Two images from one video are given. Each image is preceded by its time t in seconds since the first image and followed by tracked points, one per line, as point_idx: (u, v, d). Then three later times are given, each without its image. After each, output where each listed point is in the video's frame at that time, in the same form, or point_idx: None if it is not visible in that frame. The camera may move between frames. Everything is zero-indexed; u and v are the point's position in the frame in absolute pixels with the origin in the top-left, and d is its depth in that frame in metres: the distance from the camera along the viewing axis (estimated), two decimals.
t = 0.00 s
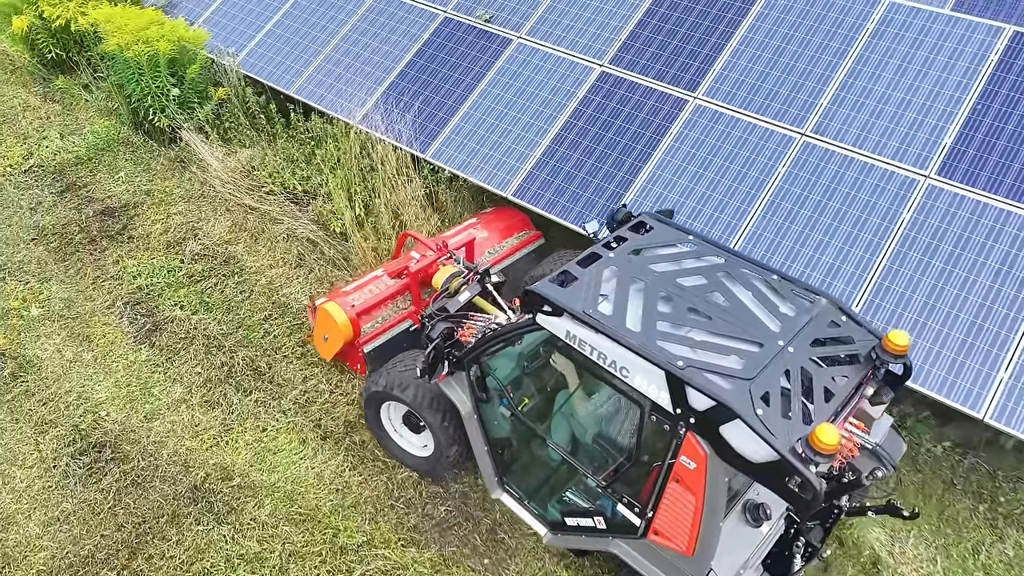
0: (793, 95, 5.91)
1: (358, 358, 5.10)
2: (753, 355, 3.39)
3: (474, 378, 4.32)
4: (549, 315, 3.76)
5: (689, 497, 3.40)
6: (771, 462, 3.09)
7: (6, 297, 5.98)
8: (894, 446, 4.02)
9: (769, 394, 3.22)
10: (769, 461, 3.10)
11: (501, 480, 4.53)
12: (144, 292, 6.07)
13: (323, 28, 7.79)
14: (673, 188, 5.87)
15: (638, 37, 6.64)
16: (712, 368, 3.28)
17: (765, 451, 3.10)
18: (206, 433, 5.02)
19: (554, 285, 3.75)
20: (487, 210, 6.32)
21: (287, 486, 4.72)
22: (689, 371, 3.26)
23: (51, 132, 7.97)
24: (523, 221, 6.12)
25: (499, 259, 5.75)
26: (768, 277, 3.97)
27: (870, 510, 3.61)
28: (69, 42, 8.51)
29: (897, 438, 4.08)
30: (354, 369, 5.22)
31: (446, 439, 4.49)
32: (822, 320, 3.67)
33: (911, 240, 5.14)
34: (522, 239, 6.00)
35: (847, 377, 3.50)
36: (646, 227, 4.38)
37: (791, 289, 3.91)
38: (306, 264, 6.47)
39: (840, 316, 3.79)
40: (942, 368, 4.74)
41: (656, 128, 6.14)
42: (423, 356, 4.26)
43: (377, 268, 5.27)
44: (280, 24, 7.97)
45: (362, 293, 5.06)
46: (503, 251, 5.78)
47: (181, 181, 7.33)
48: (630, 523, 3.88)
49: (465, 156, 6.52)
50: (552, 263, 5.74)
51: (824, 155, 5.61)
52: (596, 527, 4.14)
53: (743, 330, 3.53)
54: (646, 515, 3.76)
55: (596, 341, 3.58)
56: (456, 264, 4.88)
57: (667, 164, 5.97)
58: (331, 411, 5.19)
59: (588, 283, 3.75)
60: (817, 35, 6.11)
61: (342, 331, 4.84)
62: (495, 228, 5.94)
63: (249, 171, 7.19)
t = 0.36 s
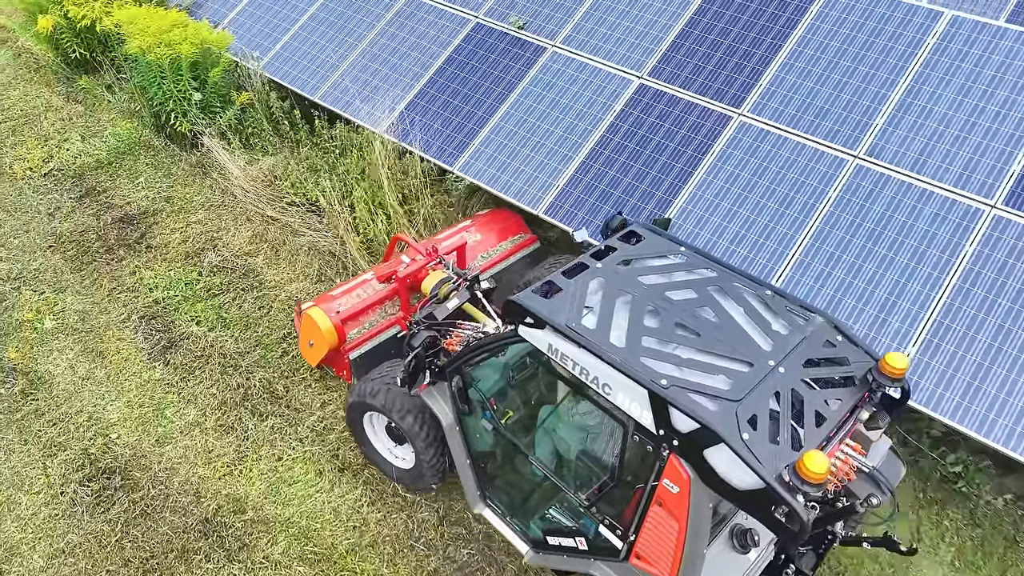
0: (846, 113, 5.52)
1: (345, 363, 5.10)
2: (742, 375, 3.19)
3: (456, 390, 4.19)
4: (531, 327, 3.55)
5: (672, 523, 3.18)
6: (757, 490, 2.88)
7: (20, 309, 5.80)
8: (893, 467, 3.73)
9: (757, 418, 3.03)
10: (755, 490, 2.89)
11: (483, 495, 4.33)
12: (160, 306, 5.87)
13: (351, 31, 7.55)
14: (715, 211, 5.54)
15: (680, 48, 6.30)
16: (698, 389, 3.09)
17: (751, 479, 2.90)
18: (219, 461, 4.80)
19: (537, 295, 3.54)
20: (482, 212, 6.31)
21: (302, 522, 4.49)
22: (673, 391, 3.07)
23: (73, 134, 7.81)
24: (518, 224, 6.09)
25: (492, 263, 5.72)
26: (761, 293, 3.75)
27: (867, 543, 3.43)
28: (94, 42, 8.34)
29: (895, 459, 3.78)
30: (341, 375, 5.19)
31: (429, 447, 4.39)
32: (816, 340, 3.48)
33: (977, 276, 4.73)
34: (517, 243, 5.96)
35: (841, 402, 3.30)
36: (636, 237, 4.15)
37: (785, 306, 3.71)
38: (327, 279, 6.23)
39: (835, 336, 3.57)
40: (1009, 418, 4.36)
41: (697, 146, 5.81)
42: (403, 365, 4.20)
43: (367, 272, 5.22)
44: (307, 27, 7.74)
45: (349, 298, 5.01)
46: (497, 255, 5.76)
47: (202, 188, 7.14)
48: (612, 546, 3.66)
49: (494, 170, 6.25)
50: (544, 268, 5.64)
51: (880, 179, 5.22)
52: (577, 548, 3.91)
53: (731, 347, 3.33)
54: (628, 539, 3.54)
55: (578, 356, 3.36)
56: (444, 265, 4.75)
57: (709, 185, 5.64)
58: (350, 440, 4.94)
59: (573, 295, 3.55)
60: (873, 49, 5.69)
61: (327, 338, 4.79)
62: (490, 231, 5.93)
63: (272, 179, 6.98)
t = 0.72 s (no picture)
0: (906, 137, 5.14)
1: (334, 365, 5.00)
2: (724, 404, 3.05)
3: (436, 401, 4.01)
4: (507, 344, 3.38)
5: (648, 556, 3.11)
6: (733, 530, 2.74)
7: (32, 321, 5.60)
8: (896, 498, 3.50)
9: (737, 451, 2.88)
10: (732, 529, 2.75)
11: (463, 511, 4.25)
12: (175, 322, 5.64)
13: (379, 35, 7.27)
14: (762, 238, 5.19)
15: (726, 61, 5.94)
16: (677, 418, 2.95)
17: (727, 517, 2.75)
18: (231, 493, 4.56)
19: (515, 311, 3.39)
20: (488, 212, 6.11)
21: (316, 564, 4.24)
22: (650, 420, 2.93)
23: (94, 137, 7.63)
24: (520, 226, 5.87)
25: (490, 267, 5.51)
26: (753, 315, 3.58)
27: None
28: (117, 41, 8.15)
29: (897, 487, 3.54)
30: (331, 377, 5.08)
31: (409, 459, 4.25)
32: (807, 367, 3.32)
33: None
34: (519, 245, 5.72)
35: (831, 432, 3.12)
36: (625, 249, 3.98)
37: (774, 328, 3.54)
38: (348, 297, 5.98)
39: (829, 362, 3.41)
40: None
41: (743, 167, 5.46)
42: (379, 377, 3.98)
43: (362, 273, 5.09)
44: (334, 30, 7.48)
45: (341, 300, 4.90)
46: (495, 258, 5.53)
47: (222, 196, 6.91)
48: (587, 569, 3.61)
49: (525, 187, 5.95)
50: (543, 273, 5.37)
51: (945, 210, 4.81)
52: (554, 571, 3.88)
53: (715, 373, 3.18)
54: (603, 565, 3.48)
55: (553, 377, 3.20)
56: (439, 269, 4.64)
57: (756, 210, 5.29)
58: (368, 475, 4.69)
59: (552, 310, 3.38)
60: (937, 67, 5.30)
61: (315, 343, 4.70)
62: (490, 233, 5.71)
63: (294, 189, 6.74)
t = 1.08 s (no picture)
0: (975, 166, 4.75)
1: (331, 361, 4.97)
2: (699, 427, 2.88)
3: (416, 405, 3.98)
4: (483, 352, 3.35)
5: None
6: (697, 559, 2.61)
7: (47, 334, 5.42)
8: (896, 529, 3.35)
9: (708, 476, 2.72)
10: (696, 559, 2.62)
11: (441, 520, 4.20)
12: (193, 339, 5.42)
13: (411, 41, 7.01)
14: (815, 271, 4.83)
15: (777, 78, 5.59)
16: (646, 439, 2.81)
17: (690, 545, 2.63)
18: (243, 529, 4.33)
19: (490, 318, 3.33)
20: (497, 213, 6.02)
21: None
22: (616, 440, 2.81)
23: (117, 140, 7.46)
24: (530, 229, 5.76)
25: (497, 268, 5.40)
26: (742, 331, 3.38)
27: None
28: (143, 42, 7.97)
29: (897, 518, 3.39)
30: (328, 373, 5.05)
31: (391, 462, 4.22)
32: (794, 390, 3.09)
33: None
34: (524, 248, 5.60)
35: (816, 460, 2.89)
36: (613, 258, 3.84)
37: (764, 345, 3.32)
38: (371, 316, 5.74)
39: (819, 385, 3.16)
40: None
41: (794, 193, 5.11)
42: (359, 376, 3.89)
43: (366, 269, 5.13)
44: (365, 34, 7.23)
45: (342, 295, 4.92)
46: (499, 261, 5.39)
47: (245, 205, 6.71)
48: None
49: (560, 206, 5.65)
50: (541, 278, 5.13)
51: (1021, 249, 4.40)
52: None
53: (692, 392, 3.02)
54: None
55: (524, 389, 3.15)
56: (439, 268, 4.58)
57: (808, 241, 4.93)
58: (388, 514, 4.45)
59: (527, 319, 3.32)
60: (1010, 90, 4.88)
61: (311, 334, 4.71)
62: (497, 235, 5.61)
63: (319, 200, 6.51)
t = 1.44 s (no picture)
0: None
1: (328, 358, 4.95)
2: (672, 451, 2.78)
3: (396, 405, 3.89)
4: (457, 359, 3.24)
5: None
6: None
7: (63, 349, 5.24)
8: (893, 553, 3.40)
9: (675, 506, 2.63)
10: None
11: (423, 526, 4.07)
12: (211, 358, 5.21)
13: (445, 48, 6.75)
14: (877, 311, 4.45)
15: (836, 99, 5.22)
16: (615, 463, 2.72)
17: None
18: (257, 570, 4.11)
19: (467, 326, 3.20)
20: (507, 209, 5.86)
21: None
22: (584, 462, 2.72)
23: (143, 144, 7.29)
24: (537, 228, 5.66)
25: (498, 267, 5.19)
26: (729, 350, 3.23)
27: None
28: (172, 43, 7.79)
29: (898, 550, 3.43)
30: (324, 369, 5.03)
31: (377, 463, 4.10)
32: (778, 417, 2.97)
33: None
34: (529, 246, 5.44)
35: (794, 493, 2.79)
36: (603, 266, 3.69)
37: (751, 367, 3.18)
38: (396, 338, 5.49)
39: (805, 411, 3.03)
40: None
41: (854, 225, 4.75)
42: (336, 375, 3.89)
43: (367, 266, 5.10)
44: (398, 39, 6.98)
45: (340, 291, 4.89)
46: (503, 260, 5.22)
47: (270, 215, 6.50)
48: None
49: (598, 229, 5.33)
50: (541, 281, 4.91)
51: None
52: None
53: (668, 413, 2.91)
54: None
55: (495, 400, 3.04)
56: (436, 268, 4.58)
57: (869, 278, 4.56)
58: (410, 558, 4.21)
59: (504, 328, 3.20)
60: None
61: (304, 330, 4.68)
62: (503, 233, 5.51)
63: (346, 213, 6.28)
